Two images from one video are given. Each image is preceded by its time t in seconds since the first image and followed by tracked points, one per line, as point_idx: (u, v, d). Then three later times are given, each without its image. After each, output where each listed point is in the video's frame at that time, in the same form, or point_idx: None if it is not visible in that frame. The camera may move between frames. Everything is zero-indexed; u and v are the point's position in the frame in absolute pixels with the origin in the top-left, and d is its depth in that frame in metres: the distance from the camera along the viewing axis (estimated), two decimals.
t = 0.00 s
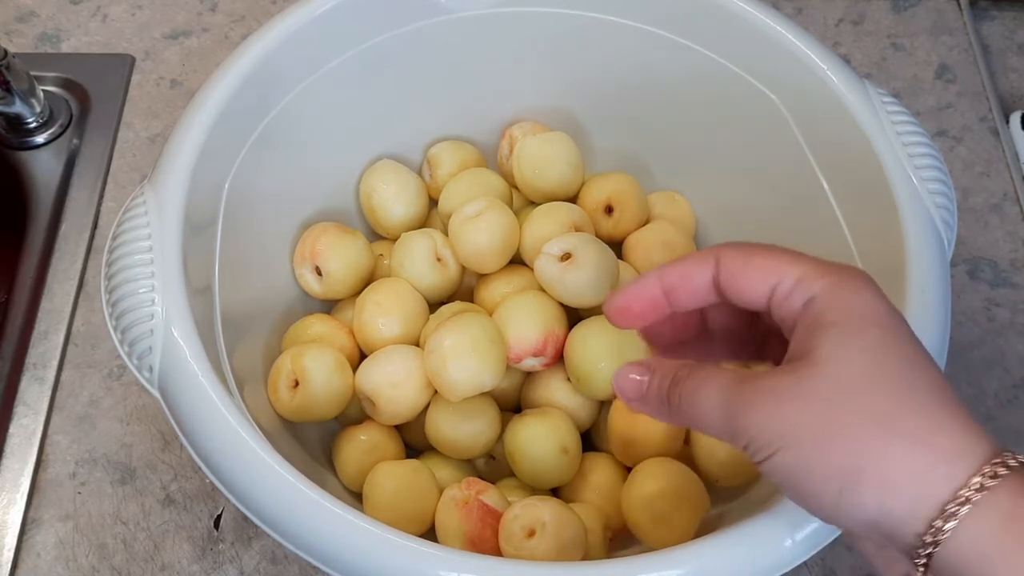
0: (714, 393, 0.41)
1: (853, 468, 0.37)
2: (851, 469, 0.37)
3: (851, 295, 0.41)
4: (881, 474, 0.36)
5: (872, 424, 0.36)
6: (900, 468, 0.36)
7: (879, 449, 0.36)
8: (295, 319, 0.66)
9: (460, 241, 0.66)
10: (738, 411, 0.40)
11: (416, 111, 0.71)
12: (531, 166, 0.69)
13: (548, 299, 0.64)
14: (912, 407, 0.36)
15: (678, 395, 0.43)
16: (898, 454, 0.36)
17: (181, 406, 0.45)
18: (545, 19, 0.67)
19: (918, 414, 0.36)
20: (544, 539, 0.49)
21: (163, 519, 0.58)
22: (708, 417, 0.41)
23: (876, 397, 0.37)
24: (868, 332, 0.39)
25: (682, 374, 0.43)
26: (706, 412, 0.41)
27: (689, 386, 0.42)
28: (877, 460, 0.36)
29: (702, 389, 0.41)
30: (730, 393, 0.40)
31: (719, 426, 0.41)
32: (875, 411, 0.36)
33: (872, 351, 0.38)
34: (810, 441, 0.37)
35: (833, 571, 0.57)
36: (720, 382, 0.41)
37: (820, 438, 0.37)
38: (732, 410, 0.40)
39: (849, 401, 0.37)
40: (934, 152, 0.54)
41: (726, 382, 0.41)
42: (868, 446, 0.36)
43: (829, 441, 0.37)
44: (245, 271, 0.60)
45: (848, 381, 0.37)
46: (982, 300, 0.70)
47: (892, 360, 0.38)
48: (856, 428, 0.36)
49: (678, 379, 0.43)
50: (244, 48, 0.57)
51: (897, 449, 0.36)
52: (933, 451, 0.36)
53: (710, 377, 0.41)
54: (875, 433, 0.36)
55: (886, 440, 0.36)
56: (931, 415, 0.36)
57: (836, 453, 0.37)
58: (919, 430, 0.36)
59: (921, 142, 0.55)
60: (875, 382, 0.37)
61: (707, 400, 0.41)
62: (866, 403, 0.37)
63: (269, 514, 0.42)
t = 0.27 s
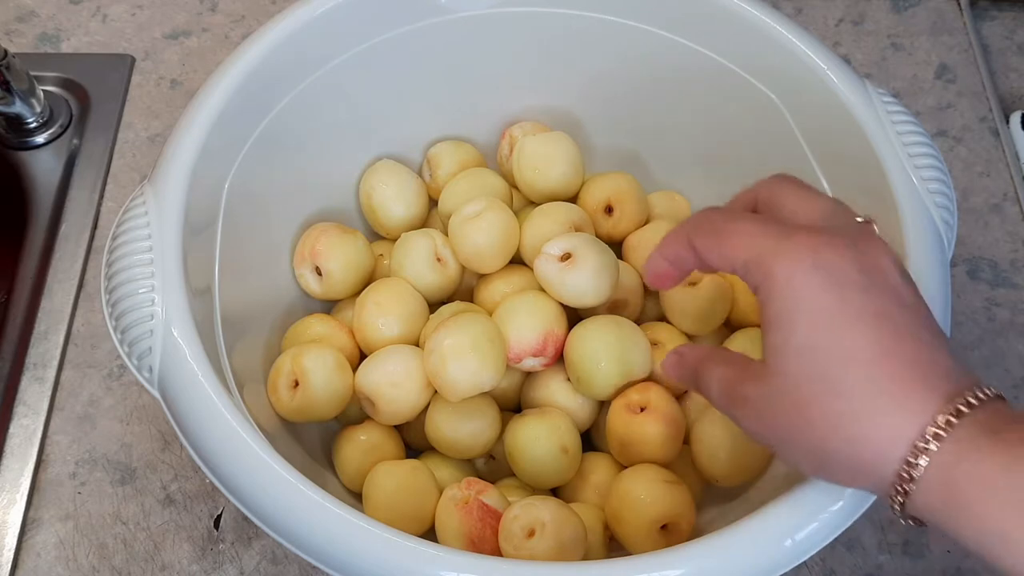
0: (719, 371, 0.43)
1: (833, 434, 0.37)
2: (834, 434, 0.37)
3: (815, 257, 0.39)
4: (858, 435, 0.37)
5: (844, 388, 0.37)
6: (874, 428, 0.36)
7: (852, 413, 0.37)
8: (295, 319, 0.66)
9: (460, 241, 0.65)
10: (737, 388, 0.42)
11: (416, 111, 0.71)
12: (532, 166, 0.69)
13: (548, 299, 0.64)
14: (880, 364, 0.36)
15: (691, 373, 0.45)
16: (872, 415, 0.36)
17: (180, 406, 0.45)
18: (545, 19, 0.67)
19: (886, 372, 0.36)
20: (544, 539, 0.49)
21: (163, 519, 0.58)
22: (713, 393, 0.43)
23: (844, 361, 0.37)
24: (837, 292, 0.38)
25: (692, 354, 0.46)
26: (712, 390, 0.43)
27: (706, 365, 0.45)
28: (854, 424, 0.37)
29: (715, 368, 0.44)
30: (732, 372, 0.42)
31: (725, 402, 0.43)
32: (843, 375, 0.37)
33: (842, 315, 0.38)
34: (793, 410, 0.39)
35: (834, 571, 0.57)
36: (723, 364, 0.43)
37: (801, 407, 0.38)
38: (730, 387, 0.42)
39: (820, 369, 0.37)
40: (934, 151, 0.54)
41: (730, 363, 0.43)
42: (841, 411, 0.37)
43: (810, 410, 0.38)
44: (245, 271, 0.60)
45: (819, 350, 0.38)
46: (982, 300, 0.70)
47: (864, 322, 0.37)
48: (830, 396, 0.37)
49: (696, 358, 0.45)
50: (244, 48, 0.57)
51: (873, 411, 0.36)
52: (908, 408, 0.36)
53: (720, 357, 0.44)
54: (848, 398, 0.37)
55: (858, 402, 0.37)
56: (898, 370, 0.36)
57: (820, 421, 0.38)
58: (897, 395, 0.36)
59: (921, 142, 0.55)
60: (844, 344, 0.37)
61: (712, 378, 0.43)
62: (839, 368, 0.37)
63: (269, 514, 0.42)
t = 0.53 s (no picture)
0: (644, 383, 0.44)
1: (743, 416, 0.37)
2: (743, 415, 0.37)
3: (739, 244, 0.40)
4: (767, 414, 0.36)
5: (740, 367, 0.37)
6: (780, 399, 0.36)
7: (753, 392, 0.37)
8: (295, 319, 0.66)
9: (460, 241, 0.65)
10: (662, 395, 0.42)
11: (416, 111, 0.71)
12: (532, 166, 0.69)
13: (549, 299, 0.64)
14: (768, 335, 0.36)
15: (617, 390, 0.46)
16: (771, 386, 0.36)
17: (180, 406, 0.45)
18: (545, 19, 0.67)
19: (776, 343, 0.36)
20: (544, 539, 0.49)
21: (162, 519, 0.58)
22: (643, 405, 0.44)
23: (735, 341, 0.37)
24: (732, 282, 0.39)
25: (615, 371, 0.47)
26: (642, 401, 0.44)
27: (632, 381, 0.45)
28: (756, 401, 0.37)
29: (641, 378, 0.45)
30: (655, 381, 0.43)
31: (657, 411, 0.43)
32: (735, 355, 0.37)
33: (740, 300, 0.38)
34: (705, 404, 0.39)
35: (834, 571, 0.57)
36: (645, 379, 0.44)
37: (709, 399, 0.39)
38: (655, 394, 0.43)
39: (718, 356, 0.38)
40: (934, 151, 0.54)
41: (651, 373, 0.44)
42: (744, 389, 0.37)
43: (718, 400, 0.38)
44: (245, 271, 0.60)
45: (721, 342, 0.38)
46: (982, 300, 0.70)
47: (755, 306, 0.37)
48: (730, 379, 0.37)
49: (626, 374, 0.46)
50: (244, 48, 0.57)
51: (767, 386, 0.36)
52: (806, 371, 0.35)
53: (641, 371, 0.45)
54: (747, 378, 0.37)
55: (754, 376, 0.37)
56: (792, 339, 0.36)
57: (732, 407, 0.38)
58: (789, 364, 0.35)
59: (921, 142, 0.54)
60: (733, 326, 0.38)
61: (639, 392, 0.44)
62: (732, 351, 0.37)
63: (270, 514, 0.42)
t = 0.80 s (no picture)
0: (620, 388, 0.50)
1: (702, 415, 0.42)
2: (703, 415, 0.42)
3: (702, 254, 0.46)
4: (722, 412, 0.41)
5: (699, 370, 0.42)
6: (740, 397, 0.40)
7: (709, 391, 0.42)
8: (295, 319, 0.66)
9: (460, 241, 0.65)
10: (636, 399, 0.48)
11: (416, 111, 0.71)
12: (531, 166, 0.69)
13: (549, 299, 0.64)
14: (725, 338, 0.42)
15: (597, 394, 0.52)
16: (726, 384, 0.41)
17: (181, 407, 0.45)
18: (545, 19, 0.67)
19: (729, 346, 0.42)
20: (544, 539, 0.49)
21: (163, 519, 0.58)
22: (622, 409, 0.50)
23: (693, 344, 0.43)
24: (694, 287, 0.45)
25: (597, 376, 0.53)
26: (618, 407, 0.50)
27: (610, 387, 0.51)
28: (713, 400, 0.42)
29: (616, 383, 0.51)
30: (632, 386, 0.49)
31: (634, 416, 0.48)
32: (694, 358, 0.43)
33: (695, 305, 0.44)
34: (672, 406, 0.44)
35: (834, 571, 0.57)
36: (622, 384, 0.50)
37: (672, 400, 0.44)
38: (631, 398, 0.48)
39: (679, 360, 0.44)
40: (934, 152, 0.54)
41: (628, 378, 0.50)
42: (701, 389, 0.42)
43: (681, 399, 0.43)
44: (245, 272, 0.60)
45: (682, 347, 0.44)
46: (982, 300, 0.70)
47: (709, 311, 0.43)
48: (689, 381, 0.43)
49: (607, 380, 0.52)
50: (244, 48, 0.57)
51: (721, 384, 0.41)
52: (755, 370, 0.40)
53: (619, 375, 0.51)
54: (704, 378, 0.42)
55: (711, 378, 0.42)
56: (744, 342, 0.41)
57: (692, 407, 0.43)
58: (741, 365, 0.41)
59: (921, 142, 0.55)
60: (693, 331, 0.43)
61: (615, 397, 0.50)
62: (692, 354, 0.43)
63: (271, 515, 0.42)
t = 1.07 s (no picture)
0: (619, 393, 0.49)
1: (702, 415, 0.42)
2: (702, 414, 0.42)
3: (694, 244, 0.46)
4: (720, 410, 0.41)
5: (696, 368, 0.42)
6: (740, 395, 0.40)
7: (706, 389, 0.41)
8: (295, 319, 0.66)
9: (460, 241, 0.65)
10: (638, 404, 0.47)
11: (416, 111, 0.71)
12: (532, 166, 0.69)
13: (549, 299, 0.64)
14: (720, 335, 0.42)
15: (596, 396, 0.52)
16: (725, 382, 0.41)
17: (181, 407, 0.45)
18: (545, 19, 0.67)
19: (725, 342, 0.41)
20: (544, 539, 0.49)
21: (162, 519, 0.58)
22: (625, 418, 0.49)
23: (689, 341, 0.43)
24: (689, 284, 0.44)
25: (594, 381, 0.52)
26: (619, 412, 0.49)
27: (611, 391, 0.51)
28: (713, 403, 0.41)
29: (613, 384, 0.50)
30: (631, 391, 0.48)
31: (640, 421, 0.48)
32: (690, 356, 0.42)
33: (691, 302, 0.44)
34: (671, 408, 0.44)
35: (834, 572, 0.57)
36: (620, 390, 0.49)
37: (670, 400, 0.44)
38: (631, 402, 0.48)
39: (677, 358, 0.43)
40: (934, 152, 0.54)
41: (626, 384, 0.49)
42: (699, 387, 0.42)
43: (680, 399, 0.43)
44: (245, 272, 0.60)
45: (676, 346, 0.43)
46: (982, 300, 0.70)
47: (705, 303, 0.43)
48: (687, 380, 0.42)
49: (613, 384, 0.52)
50: (244, 48, 0.57)
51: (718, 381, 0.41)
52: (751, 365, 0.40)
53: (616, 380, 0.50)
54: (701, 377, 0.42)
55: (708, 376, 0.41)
56: (745, 345, 0.41)
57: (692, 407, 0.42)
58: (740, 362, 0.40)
59: (921, 142, 0.55)
60: (686, 328, 0.43)
61: (613, 404, 0.50)
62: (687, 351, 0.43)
63: (271, 515, 0.42)
